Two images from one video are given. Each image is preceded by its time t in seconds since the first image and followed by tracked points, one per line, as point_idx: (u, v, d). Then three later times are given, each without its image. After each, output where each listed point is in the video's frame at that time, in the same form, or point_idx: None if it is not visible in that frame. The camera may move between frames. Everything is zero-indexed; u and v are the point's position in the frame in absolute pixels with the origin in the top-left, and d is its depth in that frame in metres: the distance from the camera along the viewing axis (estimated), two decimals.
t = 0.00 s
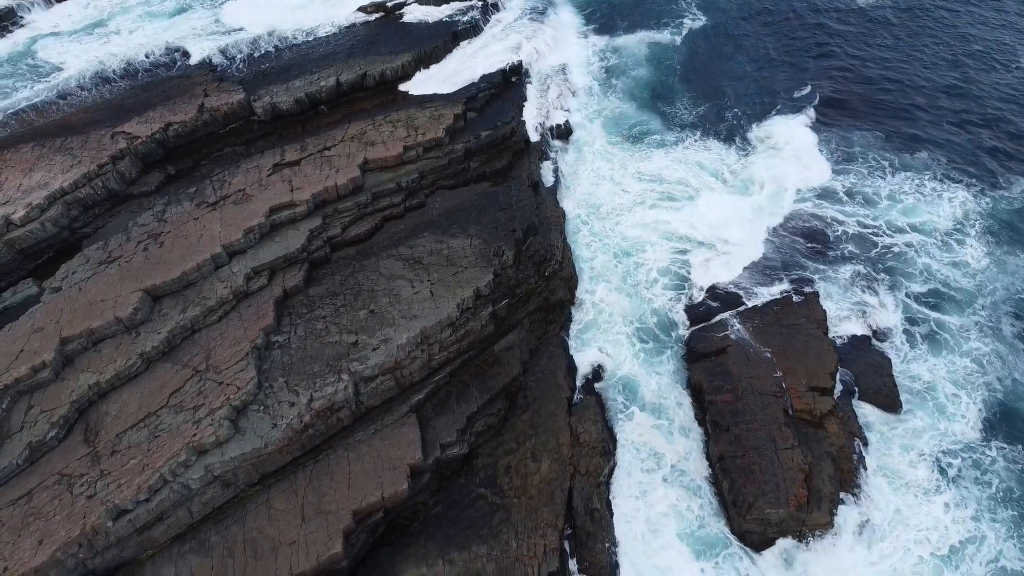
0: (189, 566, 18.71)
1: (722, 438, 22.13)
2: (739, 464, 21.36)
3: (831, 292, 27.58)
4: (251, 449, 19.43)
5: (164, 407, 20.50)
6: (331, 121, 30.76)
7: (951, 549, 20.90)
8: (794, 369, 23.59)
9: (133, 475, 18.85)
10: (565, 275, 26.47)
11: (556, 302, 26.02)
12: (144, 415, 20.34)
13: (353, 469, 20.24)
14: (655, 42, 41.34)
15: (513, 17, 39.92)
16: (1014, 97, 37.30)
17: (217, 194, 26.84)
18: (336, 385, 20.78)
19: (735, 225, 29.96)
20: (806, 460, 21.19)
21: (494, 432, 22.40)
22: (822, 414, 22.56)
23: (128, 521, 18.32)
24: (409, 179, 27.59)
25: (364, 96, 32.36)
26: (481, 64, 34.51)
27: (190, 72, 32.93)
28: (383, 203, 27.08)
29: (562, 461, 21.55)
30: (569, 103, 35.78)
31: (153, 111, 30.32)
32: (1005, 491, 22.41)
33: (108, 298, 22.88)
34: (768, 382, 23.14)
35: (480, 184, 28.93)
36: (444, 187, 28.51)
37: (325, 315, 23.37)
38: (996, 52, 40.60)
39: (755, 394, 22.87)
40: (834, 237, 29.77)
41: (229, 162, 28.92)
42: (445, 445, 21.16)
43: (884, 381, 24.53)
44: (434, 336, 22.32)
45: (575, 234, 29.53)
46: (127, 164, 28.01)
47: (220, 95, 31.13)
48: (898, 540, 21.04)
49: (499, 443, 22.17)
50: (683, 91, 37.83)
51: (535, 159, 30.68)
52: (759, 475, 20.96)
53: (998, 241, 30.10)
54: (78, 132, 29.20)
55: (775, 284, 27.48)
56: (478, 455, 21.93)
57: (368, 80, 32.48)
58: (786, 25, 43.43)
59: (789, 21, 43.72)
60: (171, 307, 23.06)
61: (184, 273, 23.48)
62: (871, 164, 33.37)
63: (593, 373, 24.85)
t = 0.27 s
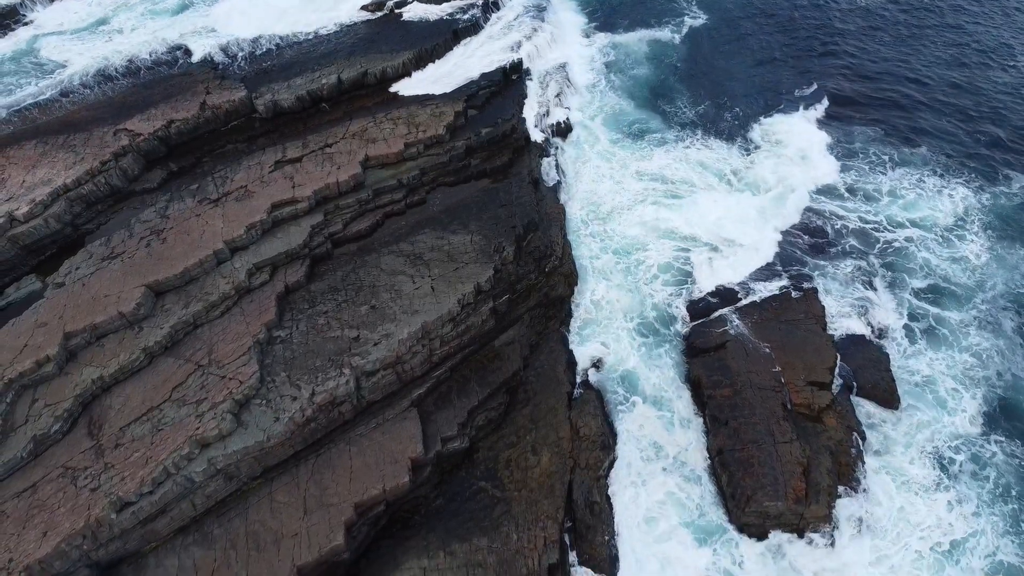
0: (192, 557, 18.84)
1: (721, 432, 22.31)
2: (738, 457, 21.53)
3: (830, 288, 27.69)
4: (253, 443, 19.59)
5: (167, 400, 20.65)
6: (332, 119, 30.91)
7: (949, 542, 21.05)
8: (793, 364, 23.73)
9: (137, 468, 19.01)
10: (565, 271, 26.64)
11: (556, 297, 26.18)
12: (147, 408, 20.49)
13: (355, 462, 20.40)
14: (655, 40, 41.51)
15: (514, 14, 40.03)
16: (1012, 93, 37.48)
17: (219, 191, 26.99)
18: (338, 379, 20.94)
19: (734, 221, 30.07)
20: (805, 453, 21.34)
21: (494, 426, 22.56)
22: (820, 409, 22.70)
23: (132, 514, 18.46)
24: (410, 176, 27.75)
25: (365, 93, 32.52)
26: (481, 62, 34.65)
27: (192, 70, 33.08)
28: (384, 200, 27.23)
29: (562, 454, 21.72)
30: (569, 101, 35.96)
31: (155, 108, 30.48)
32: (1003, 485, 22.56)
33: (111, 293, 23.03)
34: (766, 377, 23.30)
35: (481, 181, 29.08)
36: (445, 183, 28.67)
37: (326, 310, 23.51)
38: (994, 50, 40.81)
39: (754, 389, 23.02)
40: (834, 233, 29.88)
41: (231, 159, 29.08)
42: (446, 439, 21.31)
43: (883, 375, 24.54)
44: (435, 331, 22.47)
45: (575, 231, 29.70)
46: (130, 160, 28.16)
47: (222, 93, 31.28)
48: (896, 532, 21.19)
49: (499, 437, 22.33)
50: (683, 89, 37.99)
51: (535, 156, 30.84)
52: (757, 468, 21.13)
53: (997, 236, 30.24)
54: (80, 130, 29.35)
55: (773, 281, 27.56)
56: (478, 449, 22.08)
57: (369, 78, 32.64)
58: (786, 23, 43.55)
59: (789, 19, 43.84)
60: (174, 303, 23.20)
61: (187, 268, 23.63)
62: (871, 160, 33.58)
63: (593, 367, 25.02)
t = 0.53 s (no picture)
0: (195, 550, 18.96)
1: (720, 427, 22.49)
2: (737, 451, 21.71)
3: (830, 285, 27.77)
4: (256, 436, 19.74)
5: (170, 394, 20.79)
6: (334, 116, 31.06)
7: (947, 534, 21.20)
8: (791, 359, 23.87)
9: (140, 461, 19.15)
10: (566, 267, 26.80)
11: (556, 293, 26.34)
12: (150, 403, 20.63)
13: (357, 456, 20.55)
14: (654, 38, 41.66)
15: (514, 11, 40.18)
16: (1011, 90, 37.67)
17: (221, 187, 27.13)
18: (339, 373, 21.08)
19: (734, 218, 30.22)
20: (803, 447, 21.49)
21: (495, 421, 22.71)
22: (819, 403, 22.84)
23: (135, 506, 18.58)
24: (411, 173, 27.89)
25: (366, 91, 32.67)
26: (482, 59, 34.80)
27: (194, 68, 33.24)
28: (385, 196, 27.36)
29: (562, 448, 21.89)
30: (569, 98, 36.12)
31: (157, 106, 30.63)
32: (1001, 478, 22.71)
33: (114, 289, 23.18)
34: (765, 372, 23.47)
35: (481, 177, 29.24)
36: (446, 180, 28.82)
37: (328, 306, 23.65)
38: (992, 47, 40.99)
39: (753, 383, 23.20)
40: (833, 229, 30.00)
41: (233, 156, 29.24)
42: (447, 433, 21.46)
43: (880, 370, 24.63)
44: (436, 326, 22.61)
45: (575, 227, 29.86)
46: (132, 157, 28.31)
47: (224, 90, 31.43)
48: (894, 525, 21.34)
49: (500, 431, 22.48)
50: (683, 86, 38.13)
51: (536, 154, 31.01)
52: (756, 462, 21.30)
53: (996, 232, 30.41)
54: (83, 127, 29.50)
55: (772, 278, 27.62)
56: (479, 443, 22.23)
57: (370, 76, 32.81)
58: (786, 20, 43.67)
59: (788, 16, 43.98)
60: (176, 298, 23.34)
61: (189, 264, 23.77)
62: (871, 157, 33.64)
63: (593, 363, 25.18)
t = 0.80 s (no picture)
0: (198, 542, 19.10)
1: (719, 421, 22.69)
2: (735, 445, 21.90)
3: (830, 282, 27.86)
4: (258, 429, 19.88)
5: (172, 388, 20.93)
6: (335, 114, 31.21)
7: (944, 527, 21.36)
8: (790, 354, 24.03)
9: (143, 454, 19.30)
10: (566, 263, 26.96)
11: (556, 289, 26.52)
12: (153, 397, 20.78)
13: (358, 449, 20.70)
14: (654, 36, 41.83)
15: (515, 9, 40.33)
16: (1008, 87, 37.87)
17: (223, 184, 27.29)
18: (341, 367, 21.23)
19: (733, 216, 30.36)
20: (801, 441, 21.66)
21: (495, 415, 22.86)
22: (817, 398, 22.99)
23: (139, 499, 18.72)
24: (412, 169, 28.04)
25: (367, 88, 32.82)
26: (481, 57, 34.95)
27: (196, 66, 33.39)
28: (386, 193, 27.51)
29: (562, 442, 22.08)
30: (569, 96, 36.28)
31: (159, 103, 30.77)
32: (999, 471, 22.87)
33: (117, 284, 23.33)
34: (763, 367, 23.68)
35: (482, 174, 29.40)
36: (446, 177, 28.96)
37: (329, 301, 23.80)
38: (990, 45, 41.22)
39: (751, 378, 23.40)
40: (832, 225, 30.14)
41: (235, 153, 29.39)
42: (448, 427, 21.61)
43: (878, 366, 24.71)
44: (437, 321, 22.76)
45: (575, 224, 30.00)
46: (134, 154, 28.46)
47: (225, 88, 31.59)
48: (893, 518, 21.48)
49: (500, 425, 22.63)
50: (682, 84, 38.25)
51: (536, 151, 31.18)
52: (754, 455, 21.49)
53: (995, 227, 30.60)
54: (85, 124, 29.65)
55: (773, 277, 27.70)
56: (480, 437, 22.38)
57: (371, 74, 33.00)
58: (785, 17, 43.76)
59: (787, 14, 44.10)
60: (179, 294, 23.49)
61: (192, 260, 23.92)
62: (871, 151, 33.95)
63: (593, 358, 25.35)
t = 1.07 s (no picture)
0: (201, 535, 19.25)
1: (718, 415, 22.88)
2: (734, 439, 22.08)
3: (829, 278, 27.96)
4: (260, 423, 20.03)
5: (175, 383, 21.08)
6: (336, 111, 31.37)
7: (942, 520, 21.53)
8: (788, 349, 24.19)
9: (146, 447, 19.45)
10: (566, 260, 27.13)
11: (556, 285, 26.71)
12: (156, 391, 20.93)
13: (360, 443, 20.85)
14: (654, 34, 42.00)
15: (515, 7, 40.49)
16: (1005, 85, 38.13)
17: (225, 181, 27.44)
18: (342, 362, 21.37)
19: (733, 212, 30.46)
20: (799, 435, 21.82)
21: (496, 409, 23.02)
22: (815, 392, 23.14)
23: (142, 491, 18.85)
24: (413, 166, 28.19)
25: (368, 86, 32.99)
26: (482, 54, 35.07)
27: (198, 64, 33.54)
28: (387, 189, 27.65)
29: (562, 436, 22.24)
30: (569, 93, 36.42)
31: (161, 101, 30.91)
32: (997, 465, 23.04)
33: (120, 280, 23.48)
34: (762, 362, 23.83)
35: (482, 171, 29.57)
36: (447, 174, 29.12)
37: (330, 297, 23.95)
38: (987, 43, 41.48)
39: (750, 373, 23.57)
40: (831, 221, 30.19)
41: (236, 150, 29.54)
42: (449, 421, 21.76)
43: (876, 361, 24.80)
44: (438, 317, 22.90)
45: (575, 221, 30.14)
46: (137, 151, 28.61)
47: (227, 86, 31.76)
48: (891, 511, 21.63)
49: (501, 420, 22.79)
50: (682, 81, 38.38)
51: (536, 148, 31.35)
52: (753, 449, 21.66)
53: (993, 223, 30.78)
54: (88, 121, 29.81)
55: (774, 273, 27.71)
56: (480, 431, 22.53)
57: (372, 71, 33.17)
58: (785, 15, 43.89)
59: (787, 12, 44.23)
60: (181, 289, 23.63)
61: (194, 256, 24.06)
62: (871, 146, 34.12)
63: (592, 354, 25.50)
